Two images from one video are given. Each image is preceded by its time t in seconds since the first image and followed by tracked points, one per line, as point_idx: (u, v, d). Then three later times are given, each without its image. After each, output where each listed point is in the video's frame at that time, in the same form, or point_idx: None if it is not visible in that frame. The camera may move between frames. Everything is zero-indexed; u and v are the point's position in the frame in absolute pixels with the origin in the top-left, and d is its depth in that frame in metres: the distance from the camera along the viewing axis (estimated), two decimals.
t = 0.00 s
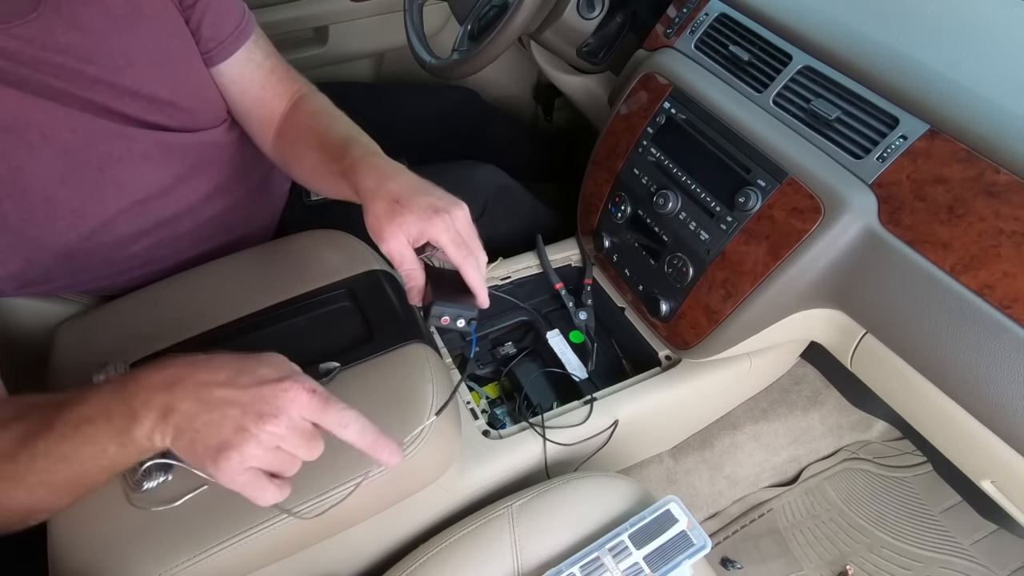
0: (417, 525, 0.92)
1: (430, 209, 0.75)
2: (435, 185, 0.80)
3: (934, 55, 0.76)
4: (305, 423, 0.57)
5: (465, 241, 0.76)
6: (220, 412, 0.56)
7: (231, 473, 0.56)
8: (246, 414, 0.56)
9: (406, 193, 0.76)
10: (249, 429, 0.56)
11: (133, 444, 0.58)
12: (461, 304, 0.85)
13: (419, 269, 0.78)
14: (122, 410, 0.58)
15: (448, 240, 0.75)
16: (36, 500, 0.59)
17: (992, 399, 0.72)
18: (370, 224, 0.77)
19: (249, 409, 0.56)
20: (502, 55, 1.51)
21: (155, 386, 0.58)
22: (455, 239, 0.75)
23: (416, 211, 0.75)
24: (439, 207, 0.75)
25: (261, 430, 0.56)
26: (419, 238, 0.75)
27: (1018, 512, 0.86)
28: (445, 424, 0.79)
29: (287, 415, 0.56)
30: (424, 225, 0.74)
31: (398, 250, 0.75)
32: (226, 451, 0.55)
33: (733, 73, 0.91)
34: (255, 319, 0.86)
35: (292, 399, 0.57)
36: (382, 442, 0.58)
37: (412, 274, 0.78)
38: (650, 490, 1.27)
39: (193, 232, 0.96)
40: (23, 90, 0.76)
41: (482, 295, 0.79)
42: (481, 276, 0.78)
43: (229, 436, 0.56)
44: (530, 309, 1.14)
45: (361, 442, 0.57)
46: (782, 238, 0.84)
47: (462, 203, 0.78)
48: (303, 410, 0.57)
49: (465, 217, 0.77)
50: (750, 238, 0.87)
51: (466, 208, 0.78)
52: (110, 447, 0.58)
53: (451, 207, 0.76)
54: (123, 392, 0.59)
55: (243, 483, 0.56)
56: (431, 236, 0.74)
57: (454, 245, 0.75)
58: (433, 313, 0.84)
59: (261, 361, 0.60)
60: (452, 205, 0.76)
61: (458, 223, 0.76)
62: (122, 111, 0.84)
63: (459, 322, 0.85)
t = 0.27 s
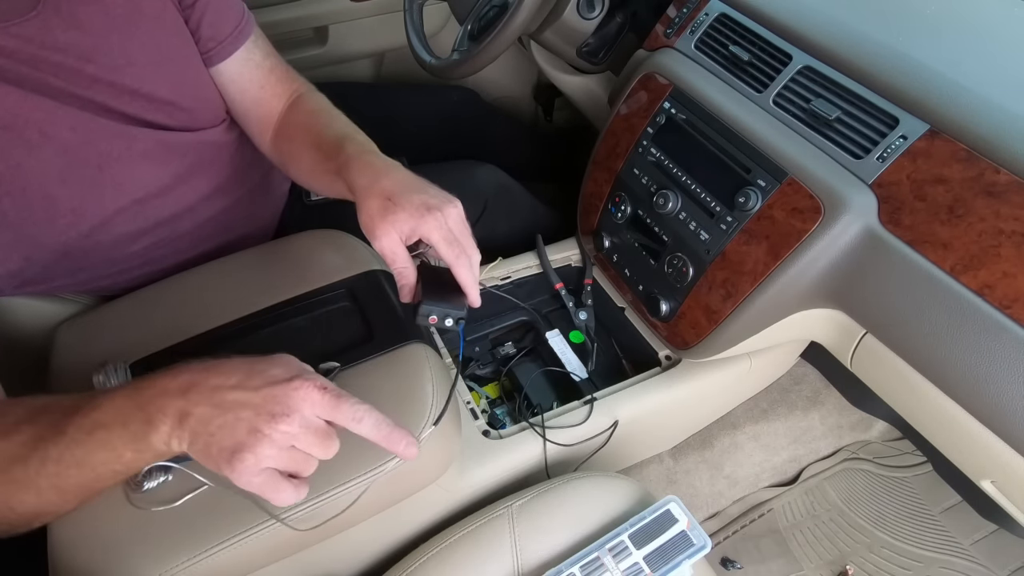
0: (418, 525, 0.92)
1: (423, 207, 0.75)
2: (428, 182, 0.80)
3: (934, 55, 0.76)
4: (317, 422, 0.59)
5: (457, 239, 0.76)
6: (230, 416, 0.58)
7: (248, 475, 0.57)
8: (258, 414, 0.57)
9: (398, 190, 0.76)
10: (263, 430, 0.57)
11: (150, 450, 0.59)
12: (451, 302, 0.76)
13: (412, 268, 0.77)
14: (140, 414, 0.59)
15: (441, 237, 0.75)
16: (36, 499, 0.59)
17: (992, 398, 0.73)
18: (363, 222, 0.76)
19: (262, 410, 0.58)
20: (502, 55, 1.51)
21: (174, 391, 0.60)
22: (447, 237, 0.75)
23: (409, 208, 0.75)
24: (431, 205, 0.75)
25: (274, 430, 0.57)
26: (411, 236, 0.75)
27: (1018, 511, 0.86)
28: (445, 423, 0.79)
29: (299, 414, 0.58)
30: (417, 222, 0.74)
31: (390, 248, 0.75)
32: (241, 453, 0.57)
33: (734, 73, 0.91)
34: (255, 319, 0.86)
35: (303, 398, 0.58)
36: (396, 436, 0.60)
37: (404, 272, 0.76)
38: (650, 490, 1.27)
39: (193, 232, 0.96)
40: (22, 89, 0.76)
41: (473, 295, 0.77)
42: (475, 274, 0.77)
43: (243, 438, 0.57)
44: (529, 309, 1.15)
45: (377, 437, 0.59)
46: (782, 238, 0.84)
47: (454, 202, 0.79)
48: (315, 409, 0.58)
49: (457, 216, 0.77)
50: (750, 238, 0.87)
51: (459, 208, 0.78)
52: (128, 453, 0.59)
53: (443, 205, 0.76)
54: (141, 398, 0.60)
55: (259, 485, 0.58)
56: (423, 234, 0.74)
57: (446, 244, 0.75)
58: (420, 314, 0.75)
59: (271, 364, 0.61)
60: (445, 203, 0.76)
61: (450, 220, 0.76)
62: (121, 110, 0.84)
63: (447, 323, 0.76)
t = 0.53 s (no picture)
0: (418, 525, 0.92)
1: (407, 203, 0.73)
2: (419, 178, 0.79)
3: (933, 55, 0.76)
4: (323, 417, 0.56)
5: (442, 235, 0.74)
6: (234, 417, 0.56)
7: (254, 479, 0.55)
8: (261, 414, 0.55)
9: (385, 186, 0.76)
10: (265, 429, 0.55)
11: (167, 458, 0.59)
12: (428, 301, 0.74)
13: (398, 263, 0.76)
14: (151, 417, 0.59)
15: (424, 233, 0.73)
16: (36, 498, 0.60)
17: (992, 398, 0.73)
18: (349, 216, 0.76)
19: (265, 409, 0.56)
20: (502, 55, 1.51)
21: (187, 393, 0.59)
22: (431, 234, 0.73)
23: (393, 204, 0.74)
24: (416, 201, 0.74)
25: (277, 429, 0.55)
26: (394, 232, 0.74)
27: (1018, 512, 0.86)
28: (445, 424, 0.79)
29: (303, 410, 0.55)
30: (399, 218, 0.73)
31: (374, 243, 0.74)
32: (246, 456, 0.54)
33: (734, 73, 0.91)
34: (255, 318, 0.86)
35: (307, 393, 0.56)
36: (409, 422, 0.58)
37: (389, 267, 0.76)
38: (650, 490, 1.27)
39: (192, 231, 0.96)
40: (21, 86, 0.76)
41: (456, 293, 0.74)
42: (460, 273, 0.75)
43: (248, 441, 0.55)
44: (530, 309, 1.15)
45: (389, 425, 0.57)
46: (782, 238, 0.84)
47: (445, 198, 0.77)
48: (320, 404, 0.56)
49: (444, 211, 0.75)
50: (750, 238, 0.87)
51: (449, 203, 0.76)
52: (141, 460, 0.59)
53: (429, 201, 0.74)
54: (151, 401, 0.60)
55: (270, 489, 0.56)
56: (405, 230, 0.73)
57: (429, 240, 0.73)
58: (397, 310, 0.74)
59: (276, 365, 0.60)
60: (431, 198, 0.74)
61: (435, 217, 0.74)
62: (120, 109, 0.84)
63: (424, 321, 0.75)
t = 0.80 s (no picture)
0: (418, 525, 0.92)
1: (396, 193, 0.75)
2: (410, 169, 0.80)
3: (933, 55, 0.76)
4: (302, 402, 0.58)
5: (429, 226, 0.75)
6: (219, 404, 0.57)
7: (231, 467, 0.55)
8: (239, 399, 0.57)
9: (375, 176, 0.77)
10: (243, 414, 0.56)
11: (163, 454, 0.60)
12: (414, 291, 0.75)
13: (386, 253, 0.78)
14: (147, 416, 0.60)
15: (411, 224, 0.74)
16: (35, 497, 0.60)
17: (993, 399, 0.72)
18: (339, 207, 0.78)
19: (242, 394, 0.57)
20: (502, 55, 1.51)
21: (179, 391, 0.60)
22: (419, 225, 0.75)
23: (382, 194, 0.75)
24: (404, 192, 0.76)
25: (253, 413, 0.56)
26: (382, 221, 0.75)
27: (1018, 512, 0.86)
28: (445, 423, 0.79)
29: (282, 394, 0.57)
30: (387, 208, 0.74)
31: (362, 233, 0.76)
32: (224, 444, 0.55)
33: (734, 73, 0.91)
34: (256, 318, 0.86)
35: (286, 378, 0.57)
36: (383, 413, 0.61)
37: (377, 257, 0.77)
38: (650, 490, 1.27)
39: (192, 230, 0.96)
40: (20, 84, 0.76)
41: (442, 285, 0.75)
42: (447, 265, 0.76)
43: (228, 425, 0.56)
44: (530, 309, 1.15)
45: (368, 415, 0.59)
46: (782, 238, 0.84)
47: (434, 188, 0.78)
48: (300, 387, 0.57)
49: (432, 203, 0.76)
50: (750, 238, 0.87)
51: (437, 196, 0.78)
52: (139, 457, 0.60)
53: (418, 192, 0.76)
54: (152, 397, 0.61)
55: (246, 479, 0.56)
56: (393, 219, 0.74)
57: (416, 230, 0.74)
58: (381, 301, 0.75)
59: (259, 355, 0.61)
60: (419, 190, 0.76)
61: (422, 209, 0.75)
62: (119, 107, 0.84)
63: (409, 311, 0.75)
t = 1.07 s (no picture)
0: (418, 525, 0.92)
1: (398, 193, 0.75)
2: (410, 169, 0.80)
3: (933, 55, 0.76)
4: (297, 417, 0.54)
5: (431, 226, 0.75)
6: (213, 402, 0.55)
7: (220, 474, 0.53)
8: (234, 409, 0.54)
9: (376, 177, 0.77)
10: (236, 424, 0.53)
11: (154, 454, 0.58)
12: (418, 291, 0.74)
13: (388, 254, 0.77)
14: (143, 411, 0.58)
15: (414, 223, 0.74)
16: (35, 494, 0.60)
17: (993, 398, 0.72)
18: (341, 208, 0.77)
19: (236, 402, 0.54)
20: (502, 55, 1.51)
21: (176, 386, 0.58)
22: (421, 225, 0.75)
23: (384, 194, 0.75)
24: (406, 191, 0.76)
25: (246, 425, 0.53)
26: (384, 221, 0.75)
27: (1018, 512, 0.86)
28: (445, 423, 0.79)
29: (276, 407, 0.53)
30: (389, 208, 0.74)
31: (364, 234, 0.75)
32: (214, 452, 0.53)
33: (734, 73, 0.91)
34: (256, 318, 0.86)
35: (281, 391, 0.54)
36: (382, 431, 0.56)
37: (379, 257, 0.76)
38: (650, 490, 1.27)
39: (192, 229, 0.96)
40: (19, 82, 0.76)
41: (445, 284, 0.74)
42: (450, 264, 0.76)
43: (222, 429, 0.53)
44: (530, 309, 1.15)
45: (365, 431, 0.54)
46: (782, 238, 0.84)
47: (435, 189, 0.78)
48: (294, 401, 0.54)
49: (433, 203, 0.76)
50: (750, 238, 0.87)
51: (438, 196, 0.78)
52: (131, 456, 0.58)
53: (419, 192, 0.76)
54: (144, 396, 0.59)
55: (232, 488, 0.54)
56: (396, 219, 0.74)
57: (418, 229, 0.74)
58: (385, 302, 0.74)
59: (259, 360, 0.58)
60: (421, 189, 0.77)
61: (424, 209, 0.75)
62: (118, 105, 0.84)
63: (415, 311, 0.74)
